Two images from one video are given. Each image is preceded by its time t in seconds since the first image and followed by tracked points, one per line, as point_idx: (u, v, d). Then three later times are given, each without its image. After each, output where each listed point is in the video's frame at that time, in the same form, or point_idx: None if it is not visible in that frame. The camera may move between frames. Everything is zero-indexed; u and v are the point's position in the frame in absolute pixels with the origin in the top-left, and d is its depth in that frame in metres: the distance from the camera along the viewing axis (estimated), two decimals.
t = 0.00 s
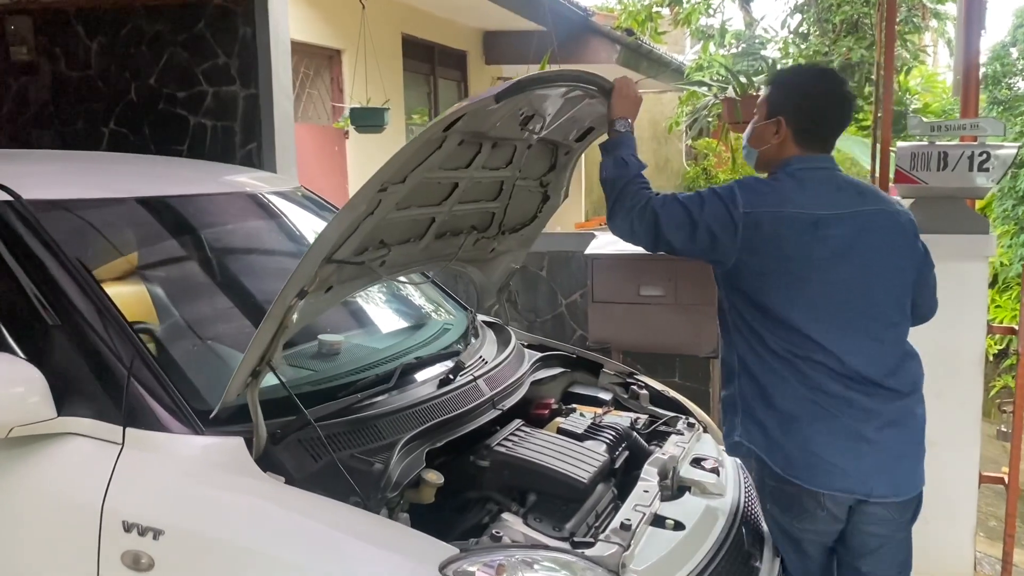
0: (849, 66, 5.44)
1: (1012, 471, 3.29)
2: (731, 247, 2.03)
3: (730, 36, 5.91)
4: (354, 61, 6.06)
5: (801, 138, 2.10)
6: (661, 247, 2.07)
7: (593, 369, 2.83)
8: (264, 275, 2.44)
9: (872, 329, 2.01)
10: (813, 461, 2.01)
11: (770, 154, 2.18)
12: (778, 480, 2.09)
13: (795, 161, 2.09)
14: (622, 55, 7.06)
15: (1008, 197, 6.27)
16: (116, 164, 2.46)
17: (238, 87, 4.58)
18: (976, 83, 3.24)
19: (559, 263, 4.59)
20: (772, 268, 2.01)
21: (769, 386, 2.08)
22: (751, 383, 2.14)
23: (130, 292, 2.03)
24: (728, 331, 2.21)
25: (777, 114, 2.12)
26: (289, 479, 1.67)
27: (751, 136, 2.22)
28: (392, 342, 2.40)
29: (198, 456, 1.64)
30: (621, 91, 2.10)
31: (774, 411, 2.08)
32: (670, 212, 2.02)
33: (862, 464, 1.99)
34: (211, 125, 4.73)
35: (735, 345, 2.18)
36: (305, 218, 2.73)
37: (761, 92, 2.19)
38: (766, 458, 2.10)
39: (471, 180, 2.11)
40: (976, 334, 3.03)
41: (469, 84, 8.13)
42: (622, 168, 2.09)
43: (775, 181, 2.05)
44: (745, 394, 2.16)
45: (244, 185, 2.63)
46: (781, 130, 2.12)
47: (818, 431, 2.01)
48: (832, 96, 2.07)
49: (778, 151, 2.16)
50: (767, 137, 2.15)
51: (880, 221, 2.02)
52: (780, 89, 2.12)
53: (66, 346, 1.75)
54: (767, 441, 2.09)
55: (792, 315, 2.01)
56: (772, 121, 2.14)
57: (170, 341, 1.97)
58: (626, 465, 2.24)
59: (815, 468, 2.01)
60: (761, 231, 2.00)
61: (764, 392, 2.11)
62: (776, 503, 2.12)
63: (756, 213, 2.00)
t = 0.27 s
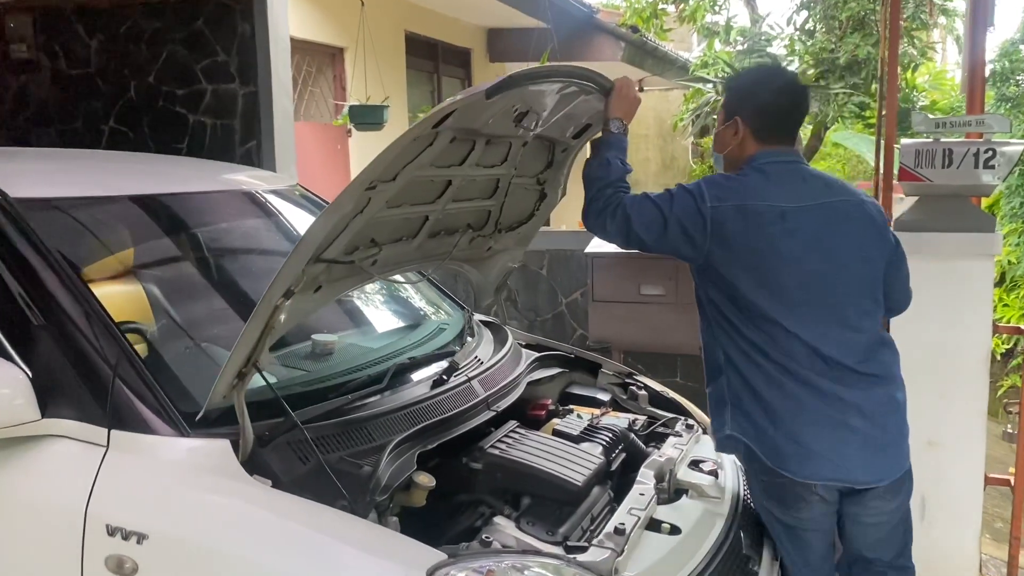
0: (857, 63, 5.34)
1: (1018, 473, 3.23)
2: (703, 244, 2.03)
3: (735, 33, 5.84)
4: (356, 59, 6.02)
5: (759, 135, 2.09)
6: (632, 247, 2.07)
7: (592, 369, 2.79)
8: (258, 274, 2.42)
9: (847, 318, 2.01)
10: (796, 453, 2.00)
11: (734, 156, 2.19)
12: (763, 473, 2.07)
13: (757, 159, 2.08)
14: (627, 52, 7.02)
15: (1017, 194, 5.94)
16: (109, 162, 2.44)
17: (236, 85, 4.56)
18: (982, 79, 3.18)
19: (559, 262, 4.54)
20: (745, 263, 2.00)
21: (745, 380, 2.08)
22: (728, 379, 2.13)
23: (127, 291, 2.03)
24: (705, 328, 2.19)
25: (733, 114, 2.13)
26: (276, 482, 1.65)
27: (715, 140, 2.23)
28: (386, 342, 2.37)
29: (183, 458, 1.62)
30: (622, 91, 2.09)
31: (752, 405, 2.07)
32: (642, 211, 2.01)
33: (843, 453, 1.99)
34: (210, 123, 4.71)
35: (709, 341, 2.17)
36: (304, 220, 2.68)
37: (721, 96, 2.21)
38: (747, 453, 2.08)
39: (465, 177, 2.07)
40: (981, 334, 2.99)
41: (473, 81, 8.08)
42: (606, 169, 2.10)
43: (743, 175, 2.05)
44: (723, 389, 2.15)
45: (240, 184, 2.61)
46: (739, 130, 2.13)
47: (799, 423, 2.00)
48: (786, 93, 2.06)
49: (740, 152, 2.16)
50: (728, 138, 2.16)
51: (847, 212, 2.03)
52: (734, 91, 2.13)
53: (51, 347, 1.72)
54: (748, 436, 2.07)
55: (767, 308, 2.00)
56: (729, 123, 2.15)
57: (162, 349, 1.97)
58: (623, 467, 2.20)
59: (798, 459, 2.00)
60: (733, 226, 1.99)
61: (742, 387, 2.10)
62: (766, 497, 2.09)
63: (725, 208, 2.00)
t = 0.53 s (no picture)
0: (861, 59, 5.27)
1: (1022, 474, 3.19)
2: (696, 239, 1.99)
3: (739, 29, 5.79)
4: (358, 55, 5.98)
5: (745, 132, 2.07)
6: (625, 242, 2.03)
7: (589, 368, 2.76)
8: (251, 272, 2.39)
9: (841, 312, 2.00)
10: (798, 448, 1.97)
11: (718, 156, 2.16)
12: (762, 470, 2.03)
13: (746, 155, 2.06)
14: (631, 49, 6.94)
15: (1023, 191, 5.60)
16: (101, 158, 2.41)
17: (235, 81, 4.59)
18: (987, 76, 3.14)
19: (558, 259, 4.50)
20: (740, 258, 1.97)
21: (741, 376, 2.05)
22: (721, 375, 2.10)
23: (120, 289, 2.02)
24: (699, 325, 2.15)
25: (715, 115, 2.11)
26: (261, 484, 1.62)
27: (698, 141, 2.20)
28: (379, 340, 2.34)
29: (167, 460, 1.59)
30: (619, 89, 2.06)
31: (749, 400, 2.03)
32: (633, 206, 1.99)
33: (842, 448, 1.97)
34: (208, 119, 4.73)
35: (702, 338, 2.13)
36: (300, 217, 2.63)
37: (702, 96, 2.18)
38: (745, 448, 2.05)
39: (458, 174, 2.04)
40: (985, 333, 2.95)
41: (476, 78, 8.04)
42: (599, 165, 2.07)
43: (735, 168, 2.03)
44: (720, 386, 2.11)
45: (234, 180, 2.58)
46: (723, 130, 2.10)
47: (798, 418, 1.98)
48: (770, 92, 2.05)
49: (724, 152, 2.13)
50: (713, 140, 2.13)
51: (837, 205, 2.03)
52: (715, 91, 2.11)
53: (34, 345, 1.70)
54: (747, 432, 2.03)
55: (763, 303, 1.98)
56: (713, 124, 2.12)
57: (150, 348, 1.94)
58: (618, 469, 2.17)
59: (800, 453, 1.97)
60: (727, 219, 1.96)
61: (741, 382, 2.06)
62: (767, 496, 2.05)
63: (720, 202, 1.96)
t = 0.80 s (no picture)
0: (865, 55, 5.27)
1: None
2: (699, 235, 1.97)
3: (743, 26, 5.71)
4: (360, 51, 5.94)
5: (742, 128, 2.05)
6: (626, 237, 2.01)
7: (586, 367, 2.73)
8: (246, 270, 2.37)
9: (843, 307, 2.00)
10: (803, 444, 1.96)
11: (714, 153, 2.14)
12: (765, 465, 2.03)
13: (744, 152, 2.04)
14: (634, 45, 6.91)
15: None
16: (95, 154, 2.39)
17: (232, 77, 4.70)
18: (989, 74, 3.11)
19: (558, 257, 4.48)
20: (743, 253, 1.95)
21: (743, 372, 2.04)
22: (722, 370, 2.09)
23: (114, 287, 2.02)
24: (703, 321, 2.13)
25: (711, 112, 2.09)
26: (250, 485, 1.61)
27: (693, 139, 2.18)
28: (373, 338, 2.32)
29: (154, 460, 1.58)
30: (616, 84, 2.05)
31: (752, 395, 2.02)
32: (635, 201, 1.97)
33: (845, 441, 1.98)
34: (206, 116, 4.82)
35: (707, 334, 2.12)
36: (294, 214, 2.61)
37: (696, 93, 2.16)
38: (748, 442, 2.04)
39: (452, 171, 2.02)
40: (988, 332, 2.91)
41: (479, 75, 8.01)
42: (599, 158, 2.04)
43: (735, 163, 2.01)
44: (722, 380, 2.10)
45: (231, 177, 2.55)
46: (719, 127, 2.08)
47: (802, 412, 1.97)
48: (768, 91, 2.04)
49: (720, 149, 2.12)
50: (709, 136, 2.11)
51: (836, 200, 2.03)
52: (710, 88, 2.09)
53: (21, 343, 1.69)
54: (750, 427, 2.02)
55: (766, 298, 1.97)
56: (708, 121, 2.10)
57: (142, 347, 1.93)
58: (613, 469, 2.15)
59: (806, 447, 1.96)
60: (730, 214, 1.94)
61: (748, 378, 2.04)
62: (770, 492, 2.04)
63: (724, 197, 1.94)
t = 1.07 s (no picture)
0: (870, 52, 5.25)
1: None
2: (717, 231, 1.96)
3: (746, 22, 5.67)
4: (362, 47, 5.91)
5: (752, 127, 2.07)
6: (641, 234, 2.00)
7: (587, 366, 2.71)
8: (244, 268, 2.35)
9: (856, 304, 2.02)
10: (820, 440, 1.96)
11: (721, 153, 2.16)
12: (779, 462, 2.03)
13: (754, 151, 2.05)
14: (637, 42, 6.88)
15: None
16: (93, 151, 2.38)
17: (233, 73, 4.65)
18: (994, 71, 3.08)
19: (559, 255, 4.47)
20: (762, 247, 1.95)
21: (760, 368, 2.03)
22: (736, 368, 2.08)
23: (111, 285, 2.01)
24: (717, 320, 2.12)
25: (720, 112, 2.11)
26: (244, 486, 1.59)
27: (701, 140, 2.20)
28: (371, 337, 2.31)
29: (149, 461, 1.57)
30: (625, 91, 2.06)
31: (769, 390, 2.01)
32: (652, 197, 1.96)
33: (860, 436, 1.99)
34: (206, 113, 4.77)
35: (720, 332, 2.11)
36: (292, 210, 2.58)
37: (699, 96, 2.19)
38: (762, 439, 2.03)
39: (450, 169, 1.99)
40: (994, 332, 2.88)
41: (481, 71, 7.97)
42: (610, 159, 2.06)
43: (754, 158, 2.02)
44: (735, 380, 2.09)
45: (229, 174, 2.53)
46: (729, 126, 2.10)
47: (821, 407, 1.97)
48: (773, 88, 2.06)
49: (729, 149, 2.14)
50: (719, 136, 2.13)
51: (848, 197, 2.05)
52: (714, 91, 2.12)
53: (15, 343, 1.69)
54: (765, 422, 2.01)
55: (785, 292, 1.97)
56: (717, 121, 2.12)
57: (138, 346, 1.91)
58: (613, 469, 2.13)
59: (824, 443, 1.96)
60: (751, 208, 1.94)
61: (763, 376, 2.03)
62: (783, 489, 2.04)
63: (742, 193, 1.94)
